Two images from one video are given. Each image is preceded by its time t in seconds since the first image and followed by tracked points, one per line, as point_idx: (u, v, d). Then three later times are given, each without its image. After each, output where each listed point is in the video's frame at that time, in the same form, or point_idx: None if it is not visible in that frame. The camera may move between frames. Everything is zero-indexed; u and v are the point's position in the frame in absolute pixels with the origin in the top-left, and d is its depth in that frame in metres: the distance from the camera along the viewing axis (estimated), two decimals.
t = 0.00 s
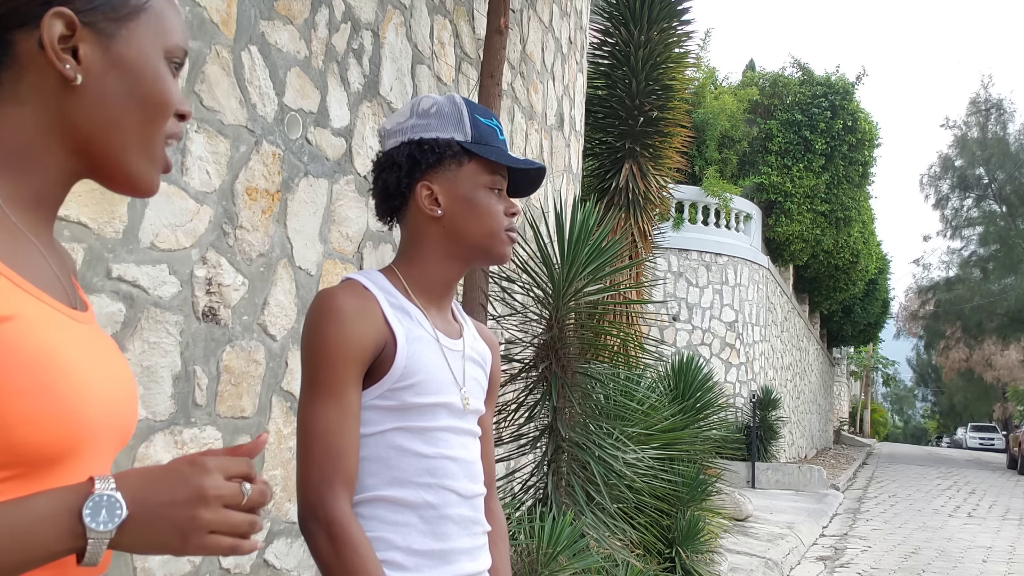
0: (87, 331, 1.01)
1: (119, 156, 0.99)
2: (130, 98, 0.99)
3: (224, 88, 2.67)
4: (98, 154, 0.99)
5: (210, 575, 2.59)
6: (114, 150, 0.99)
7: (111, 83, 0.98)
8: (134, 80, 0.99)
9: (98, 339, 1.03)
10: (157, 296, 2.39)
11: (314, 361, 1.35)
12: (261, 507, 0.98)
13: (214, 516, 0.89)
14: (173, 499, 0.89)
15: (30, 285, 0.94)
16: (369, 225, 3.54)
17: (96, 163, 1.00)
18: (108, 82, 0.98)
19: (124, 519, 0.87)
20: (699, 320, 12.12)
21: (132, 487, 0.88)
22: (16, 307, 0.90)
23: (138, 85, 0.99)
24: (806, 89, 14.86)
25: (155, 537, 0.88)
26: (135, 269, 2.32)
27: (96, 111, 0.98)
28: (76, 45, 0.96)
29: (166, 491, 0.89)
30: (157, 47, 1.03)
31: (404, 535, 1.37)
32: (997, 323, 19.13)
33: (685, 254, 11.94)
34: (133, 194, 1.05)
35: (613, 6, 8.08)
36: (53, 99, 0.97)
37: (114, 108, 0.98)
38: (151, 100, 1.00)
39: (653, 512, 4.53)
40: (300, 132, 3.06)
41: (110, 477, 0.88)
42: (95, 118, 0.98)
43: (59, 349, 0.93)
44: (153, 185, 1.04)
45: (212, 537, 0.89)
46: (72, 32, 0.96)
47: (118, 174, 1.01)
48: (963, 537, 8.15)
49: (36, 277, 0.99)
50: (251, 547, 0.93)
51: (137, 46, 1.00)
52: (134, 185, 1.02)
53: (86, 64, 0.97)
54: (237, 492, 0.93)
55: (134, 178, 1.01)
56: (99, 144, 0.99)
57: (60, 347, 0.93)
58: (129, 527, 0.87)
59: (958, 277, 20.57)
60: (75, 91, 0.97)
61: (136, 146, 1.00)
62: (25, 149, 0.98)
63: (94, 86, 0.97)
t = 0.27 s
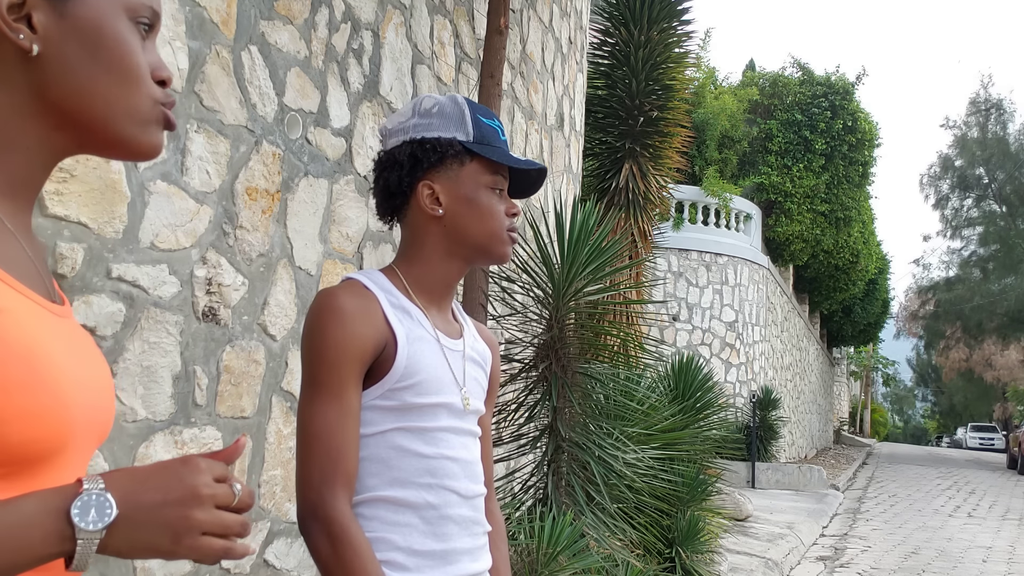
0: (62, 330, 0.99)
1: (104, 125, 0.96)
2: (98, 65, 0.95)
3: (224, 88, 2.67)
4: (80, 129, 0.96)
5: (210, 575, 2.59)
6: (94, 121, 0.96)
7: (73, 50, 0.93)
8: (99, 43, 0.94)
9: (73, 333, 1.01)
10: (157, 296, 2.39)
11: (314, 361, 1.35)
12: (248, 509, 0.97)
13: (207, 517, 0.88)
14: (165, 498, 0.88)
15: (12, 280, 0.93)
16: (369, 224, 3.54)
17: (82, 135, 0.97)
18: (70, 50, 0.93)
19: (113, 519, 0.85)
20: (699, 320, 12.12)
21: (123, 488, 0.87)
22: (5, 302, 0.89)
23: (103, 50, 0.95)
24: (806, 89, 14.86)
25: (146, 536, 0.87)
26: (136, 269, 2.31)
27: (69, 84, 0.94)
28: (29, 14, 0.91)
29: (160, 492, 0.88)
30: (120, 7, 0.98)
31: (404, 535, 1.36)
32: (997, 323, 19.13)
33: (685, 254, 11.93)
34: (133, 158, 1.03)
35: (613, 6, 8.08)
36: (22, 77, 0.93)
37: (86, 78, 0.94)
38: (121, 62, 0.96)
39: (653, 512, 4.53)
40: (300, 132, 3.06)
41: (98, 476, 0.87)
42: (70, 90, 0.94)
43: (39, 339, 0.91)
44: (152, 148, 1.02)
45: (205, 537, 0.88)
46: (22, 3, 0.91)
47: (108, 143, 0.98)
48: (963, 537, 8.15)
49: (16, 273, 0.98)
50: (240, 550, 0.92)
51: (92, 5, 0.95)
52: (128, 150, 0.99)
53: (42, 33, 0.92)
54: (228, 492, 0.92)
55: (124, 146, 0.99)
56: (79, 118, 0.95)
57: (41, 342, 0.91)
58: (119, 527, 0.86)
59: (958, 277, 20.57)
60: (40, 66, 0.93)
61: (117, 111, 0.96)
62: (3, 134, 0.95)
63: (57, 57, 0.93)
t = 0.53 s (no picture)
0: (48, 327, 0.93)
1: (104, 129, 0.92)
2: (114, 72, 0.91)
3: (224, 88, 2.67)
4: (78, 132, 0.91)
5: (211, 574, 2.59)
6: (99, 126, 0.91)
7: (98, 55, 0.90)
8: (119, 53, 0.91)
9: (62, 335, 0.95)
10: (157, 296, 2.39)
11: (315, 361, 1.35)
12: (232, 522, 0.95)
13: (194, 525, 0.86)
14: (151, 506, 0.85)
15: None
16: (369, 224, 3.54)
17: (74, 138, 0.91)
18: (95, 56, 0.89)
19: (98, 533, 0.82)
20: (699, 320, 12.12)
21: (106, 503, 0.84)
22: None
23: (122, 58, 0.92)
24: (806, 89, 14.86)
25: (132, 550, 0.84)
26: (136, 269, 2.32)
27: (80, 87, 0.89)
28: (58, 15, 0.87)
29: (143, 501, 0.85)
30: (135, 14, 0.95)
31: (405, 535, 1.37)
32: (997, 323, 19.13)
33: (685, 255, 11.94)
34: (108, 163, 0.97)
35: (613, 6, 8.08)
36: (29, 72, 0.87)
37: (101, 83, 0.90)
38: (133, 73, 0.93)
39: (653, 511, 4.53)
40: (300, 132, 3.06)
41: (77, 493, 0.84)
42: (79, 93, 0.89)
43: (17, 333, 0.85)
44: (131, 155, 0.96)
45: (193, 546, 0.85)
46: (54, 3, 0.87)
47: (100, 148, 0.93)
48: (963, 537, 8.15)
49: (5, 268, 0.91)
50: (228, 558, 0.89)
51: (118, 15, 0.92)
52: (116, 157, 0.95)
53: (69, 36, 0.88)
54: (213, 499, 0.89)
55: (118, 152, 0.94)
56: (84, 122, 0.90)
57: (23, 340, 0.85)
58: (102, 544, 0.82)
59: (958, 277, 20.57)
60: (58, 67, 0.88)
61: (120, 118, 0.92)
62: None
63: (80, 62, 0.89)
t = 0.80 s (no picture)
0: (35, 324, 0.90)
1: (97, 139, 0.87)
2: (119, 86, 0.88)
3: (224, 88, 2.67)
4: (70, 141, 0.87)
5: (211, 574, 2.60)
6: (94, 137, 0.87)
7: (108, 68, 0.87)
8: (127, 69, 0.89)
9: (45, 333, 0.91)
10: (157, 296, 2.39)
11: (314, 361, 1.35)
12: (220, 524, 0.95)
13: (188, 523, 0.86)
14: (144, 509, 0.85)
15: None
16: (369, 225, 3.54)
17: (62, 145, 0.87)
18: (104, 69, 0.87)
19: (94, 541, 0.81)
20: (699, 320, 12.12)
21: (96, 510, 0.83)
22: None
23: (129, 74, 0.89)
24: (806, 89, 14.87)
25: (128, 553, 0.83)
26: (136, 269, 2.31)
27: (82, 94, 0.86)
28: (73, 23, 0.85)
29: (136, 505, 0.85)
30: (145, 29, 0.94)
31: (404, 535, 1.36)
32: (997, 323, 19.13)
33: (685, 255, 11.94)
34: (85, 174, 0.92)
35: (613, 6, 8.08)
36: (33, 75, 0.83)
37: (105, 94, 0.87)
38: (137, 91, 0.90)
39: (654, 512, 4.52)
40: (300, 132, 3.06)
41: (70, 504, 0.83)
42: (78, 100, 0.85)
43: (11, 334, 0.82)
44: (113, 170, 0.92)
45: (190, 544, 0.86)
46: (71, 10, 0.85)
47: (87, 159, 0.88)
48: (963, 537, 8.15)
49: None
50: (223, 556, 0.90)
51: (131, 32, 0.90)
52: (103, 167, 0.90)
53: (83, 46, 0.85)
54: (204, 499, 0.90)
55: (103, 164, 0.90)
56: (79, 132, 0.86)
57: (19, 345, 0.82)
58: (99, 551, 0.81)
59: (959, 277, 20.57)
60: (64, 73, 0.84)
61: (116, 132, 0.89)
62: None
63: (87, 72, 0.86)
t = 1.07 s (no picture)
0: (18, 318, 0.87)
1: (84, 146, 0.87)
2: (112, 94, 0.87)
3: (224, 88, 2.67)
4: (57, 144, 0.86)
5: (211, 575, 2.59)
6: (82, 142, 0.86)
7: (101, 75, 0.86)
8: (122, 77, 0.88)
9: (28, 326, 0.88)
10: (157, 296, 2.39)
11: (313, 361, 1.35)
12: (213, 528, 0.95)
13: (185, 527, 0.86)
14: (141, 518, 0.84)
15: None
16: (369, 225, 3.54)
17: (47, 147, 0.86)
18: (97, 74, 0.86)
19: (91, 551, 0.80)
20: (699, 320, 12.11)
21: (93, 519, 0.83)
22: None
23: (122, 82, 0.88)
24: (806, 89, 14.88)
25: (126, 560, 0.83)
26: (136, 269, 2.32)
27: (72, 97, 0.85)
28: (71, 26, 0.85)
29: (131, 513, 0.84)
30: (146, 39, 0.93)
31: (404, 535, 1.36)
32: (997, 323, 19.14)
33: (685, 255, 11.94)
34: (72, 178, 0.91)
35: (613, 6, 8.08)
36: (26, 74, 0.83)
37: (96, 99, 0.86)
38: (130, 99, 0.90)
39: (654, 512, 4.52)
40: (300, 132, 3.06)
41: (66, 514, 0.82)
42: (68, 104, 0.85)
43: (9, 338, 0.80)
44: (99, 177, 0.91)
45: (188, 549, 0.86)
46: (71, 12, 0.85)
47: (70, 164, 0.87)
48: (963, 537, 8.15)
49: None
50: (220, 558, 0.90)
51: (132, 43, 0.89)
52: (87, 173, 0.89)
53: (78, 49, 0.85)
54: (197, 504, 0.90)
55: (87, 172, 0.89)
56: (67, 136, 0.85)
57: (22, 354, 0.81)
58: (97, 561, 0.81)
59: (958, 277, 20.57)
60: (56, 76, 0.84)
61: (104, 138, 0.88)
62: None
63: (82, 77, 0.85)
